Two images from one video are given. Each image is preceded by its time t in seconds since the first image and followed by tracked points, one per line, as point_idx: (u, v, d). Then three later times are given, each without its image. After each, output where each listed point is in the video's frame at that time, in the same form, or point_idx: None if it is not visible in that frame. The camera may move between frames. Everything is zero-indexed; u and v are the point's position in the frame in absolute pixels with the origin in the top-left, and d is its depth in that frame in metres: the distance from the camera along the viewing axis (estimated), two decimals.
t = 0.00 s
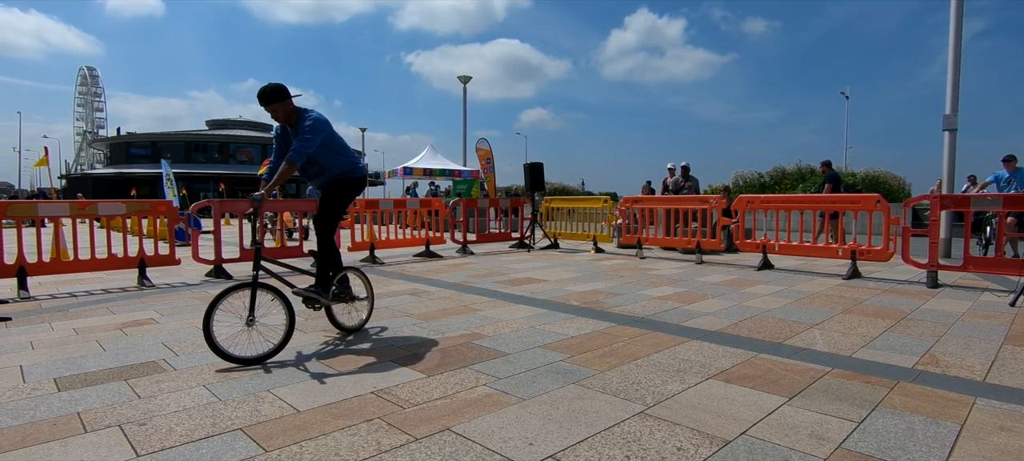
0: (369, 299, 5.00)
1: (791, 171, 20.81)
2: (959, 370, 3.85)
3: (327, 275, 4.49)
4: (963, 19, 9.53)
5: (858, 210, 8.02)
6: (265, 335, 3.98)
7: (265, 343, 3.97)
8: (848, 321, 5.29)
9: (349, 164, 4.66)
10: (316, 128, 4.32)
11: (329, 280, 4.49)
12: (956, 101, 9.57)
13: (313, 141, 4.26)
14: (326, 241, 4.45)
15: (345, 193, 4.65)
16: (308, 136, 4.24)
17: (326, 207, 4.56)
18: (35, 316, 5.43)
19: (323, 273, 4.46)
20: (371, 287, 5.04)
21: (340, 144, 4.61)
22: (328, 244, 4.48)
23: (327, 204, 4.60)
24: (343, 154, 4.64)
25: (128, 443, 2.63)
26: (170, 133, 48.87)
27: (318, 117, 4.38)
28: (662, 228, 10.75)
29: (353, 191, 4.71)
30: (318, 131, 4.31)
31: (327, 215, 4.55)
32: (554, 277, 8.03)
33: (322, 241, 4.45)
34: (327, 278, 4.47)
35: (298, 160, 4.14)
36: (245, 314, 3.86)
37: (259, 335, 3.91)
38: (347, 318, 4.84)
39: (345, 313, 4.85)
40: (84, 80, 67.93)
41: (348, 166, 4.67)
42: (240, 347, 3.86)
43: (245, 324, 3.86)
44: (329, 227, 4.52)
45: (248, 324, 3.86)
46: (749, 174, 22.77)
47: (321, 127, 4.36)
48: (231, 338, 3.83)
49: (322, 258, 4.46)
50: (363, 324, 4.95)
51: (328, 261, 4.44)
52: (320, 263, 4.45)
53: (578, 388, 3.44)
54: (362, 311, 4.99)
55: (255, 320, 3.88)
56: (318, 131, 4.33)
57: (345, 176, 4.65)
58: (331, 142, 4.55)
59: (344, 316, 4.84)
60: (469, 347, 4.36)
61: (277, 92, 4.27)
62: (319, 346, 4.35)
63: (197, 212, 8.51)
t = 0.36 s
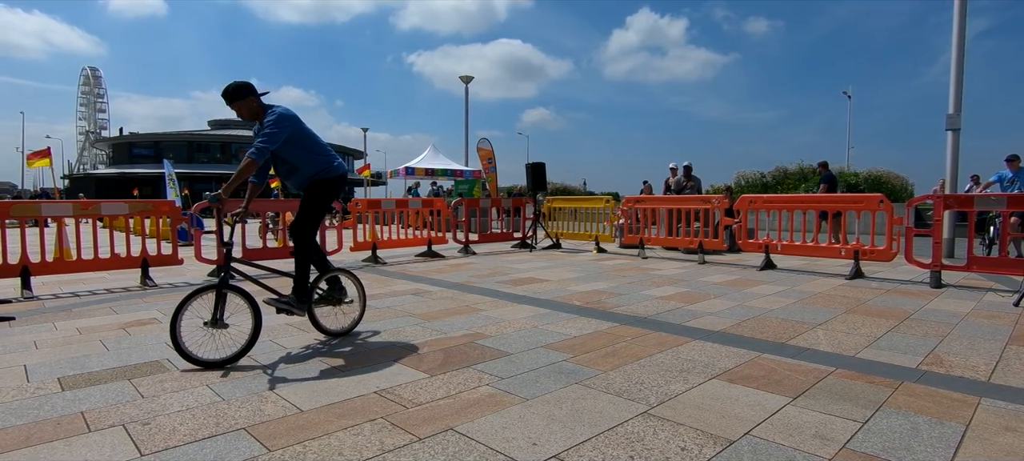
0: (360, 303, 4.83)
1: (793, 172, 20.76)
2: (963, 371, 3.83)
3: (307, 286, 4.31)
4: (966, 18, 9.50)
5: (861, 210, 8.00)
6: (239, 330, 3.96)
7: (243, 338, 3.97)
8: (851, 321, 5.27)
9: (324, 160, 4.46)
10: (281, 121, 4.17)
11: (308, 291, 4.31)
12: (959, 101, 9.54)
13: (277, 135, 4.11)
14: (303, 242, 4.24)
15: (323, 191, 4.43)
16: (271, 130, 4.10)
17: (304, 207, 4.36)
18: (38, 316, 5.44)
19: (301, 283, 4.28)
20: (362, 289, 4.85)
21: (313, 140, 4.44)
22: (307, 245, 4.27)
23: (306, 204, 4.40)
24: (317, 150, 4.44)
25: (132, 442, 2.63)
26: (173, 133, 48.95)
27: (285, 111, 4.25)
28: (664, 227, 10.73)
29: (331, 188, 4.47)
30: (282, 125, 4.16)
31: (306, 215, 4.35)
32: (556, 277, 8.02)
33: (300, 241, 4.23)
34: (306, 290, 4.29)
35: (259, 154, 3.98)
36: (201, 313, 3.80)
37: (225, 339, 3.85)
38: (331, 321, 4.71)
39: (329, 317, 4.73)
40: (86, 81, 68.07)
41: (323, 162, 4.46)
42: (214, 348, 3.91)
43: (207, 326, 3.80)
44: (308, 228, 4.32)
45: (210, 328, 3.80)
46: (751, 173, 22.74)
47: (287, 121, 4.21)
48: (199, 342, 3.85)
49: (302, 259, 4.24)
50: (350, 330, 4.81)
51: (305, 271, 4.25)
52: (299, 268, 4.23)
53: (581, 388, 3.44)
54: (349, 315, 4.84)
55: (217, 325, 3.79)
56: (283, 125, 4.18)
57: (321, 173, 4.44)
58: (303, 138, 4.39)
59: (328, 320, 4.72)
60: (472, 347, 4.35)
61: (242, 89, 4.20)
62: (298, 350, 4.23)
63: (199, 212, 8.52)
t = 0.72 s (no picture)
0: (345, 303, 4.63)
1: (797, 171, 20.69)
2: (970, 372, 3.81)
3: (276, 294, 4.17)
4: (972, 18, 9.46)
5: (866, 210, 7.96)
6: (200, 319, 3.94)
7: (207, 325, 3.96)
8: (857, 322, 5.24)
9: (295, 160, 4.27)
10: (246, 119, 4.03)
11: (277, 300, 4.17)
12: (965, 100, 9.49)
13: (241, 133, 3.95)
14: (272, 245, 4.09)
15: (293, 191, 4.24)
16: (235, 128, 3.96)
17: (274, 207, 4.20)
18: (45, 315, 5.47)
19: (270, 293, 4.14)
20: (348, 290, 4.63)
21: (283, 139, 4.27)
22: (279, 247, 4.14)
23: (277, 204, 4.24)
24: (286, 149, 4.26)
25: (139, 441, 2.64)
26: (177, 134, 49.12)
27: (253, 109, 4.13)
28: (668, 227, 10.71)
29: (302, 188, 4.27)
30: (248, 122, 4.03)
31: (277, 215, 4.18)
32: (560, 277, 8.02)
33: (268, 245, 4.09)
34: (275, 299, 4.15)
35: (223, 152, 3.85)
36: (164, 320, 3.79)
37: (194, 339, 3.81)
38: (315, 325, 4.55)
39: (314, 320, 4.57)
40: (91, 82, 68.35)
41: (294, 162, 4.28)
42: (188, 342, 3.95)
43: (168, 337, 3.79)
44: (280, 231, 4.15)
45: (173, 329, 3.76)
46: (756, 173, 22.69)
47: (253, 119, 4.06)
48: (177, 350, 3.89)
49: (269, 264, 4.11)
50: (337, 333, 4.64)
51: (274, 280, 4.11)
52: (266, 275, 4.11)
53: (586, 388, 3.43)
54: (336, 317, 4.67)
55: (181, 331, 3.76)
56: (248, 123, 4.03)
57: (291, 172, 4.24)
58: (273, 136, 4.22)
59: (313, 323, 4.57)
60: (476, 347, 4.35)
61: (213, 87, 4.13)
62: (291, 351, 4.21)
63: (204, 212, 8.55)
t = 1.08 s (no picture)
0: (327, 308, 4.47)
1: (805, 171, 20.58)
2: (982, 373, 3.77)
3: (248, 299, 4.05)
4: (982, 16, 9.37)
5: (875, 210, 7.90)
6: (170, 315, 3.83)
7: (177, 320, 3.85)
8: (866, 322, 5.20)
9: (264, 162, 4.14)
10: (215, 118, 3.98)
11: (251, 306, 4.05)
12: (976, 99, 9.41)
13: (208, 131, 3.89)
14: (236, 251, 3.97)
15: (260, 191, 4.09)
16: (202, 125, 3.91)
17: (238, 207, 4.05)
18: (56, 314, 5.51)
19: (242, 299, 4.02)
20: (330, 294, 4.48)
21: (254, 141, 4.18)
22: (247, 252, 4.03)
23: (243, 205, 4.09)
24: (256, 150, 4.16)
25: (150, 439, 2.65)
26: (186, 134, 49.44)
27: (226, 110, 4.10)
28: (675, 228, 10.67)
29: (268, 189, 4.11)
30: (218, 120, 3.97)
31: (242, 216, 4.04)
32: (567, 277, 8.01)
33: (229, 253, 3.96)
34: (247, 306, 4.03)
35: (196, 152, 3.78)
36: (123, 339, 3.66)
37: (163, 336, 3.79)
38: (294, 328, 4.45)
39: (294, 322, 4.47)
40: (100, 83, 68.88)
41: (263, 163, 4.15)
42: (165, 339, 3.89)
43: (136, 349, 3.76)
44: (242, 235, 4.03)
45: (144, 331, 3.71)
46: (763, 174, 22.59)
47: (222, 118, 4.01)
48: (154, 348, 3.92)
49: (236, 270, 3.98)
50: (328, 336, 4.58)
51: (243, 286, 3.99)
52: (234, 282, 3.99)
53: (594, 388, 3.43)
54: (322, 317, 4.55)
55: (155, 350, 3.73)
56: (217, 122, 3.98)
57: (259, 172, 4.09)
58: (245, 138, 4.14)
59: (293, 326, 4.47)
60: (483, 346, 4.34)
61: (189, 92, 4.14)
62: (299, 351, 4.22)
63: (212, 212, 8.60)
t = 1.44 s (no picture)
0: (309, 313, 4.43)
1: (818, 171, 20.40)
2: (1001, 375, 3.71)
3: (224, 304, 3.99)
4: (1000, 14, 9.23)
5: (890, 211, 7.81)
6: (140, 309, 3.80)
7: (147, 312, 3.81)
8: (882, 323, 5.14)
9: (231, 166, 4.07)
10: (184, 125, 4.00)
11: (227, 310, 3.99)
12: (993, 97, 9.27)
13: (174, 136, 3.90)
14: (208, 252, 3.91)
15: (224, 194, 4.01)
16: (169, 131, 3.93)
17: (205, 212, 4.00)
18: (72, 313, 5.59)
19: (218, 304, 3.96)
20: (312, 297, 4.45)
21: (224, 147, 4.15)
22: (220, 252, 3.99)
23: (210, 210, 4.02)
24: (224, 155, 4.10)
25: (166, 436, 2.68)
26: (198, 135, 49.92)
27: (199, 117, 4.13)
28: (686, 228, 10.62)
29: (234, 193, 4.02)
30: (186, 125, 3.99)
31: (209, 220, 3.98)
32: (577, 277, 8.00)
33: (198, 255, 3.89)
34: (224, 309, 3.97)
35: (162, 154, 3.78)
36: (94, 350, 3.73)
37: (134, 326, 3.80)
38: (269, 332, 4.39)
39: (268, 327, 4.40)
40: (116, 85, 69.76)
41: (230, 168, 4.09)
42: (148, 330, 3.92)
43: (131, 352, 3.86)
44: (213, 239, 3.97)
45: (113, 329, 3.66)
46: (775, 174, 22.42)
47: (192, 126, 4.03)
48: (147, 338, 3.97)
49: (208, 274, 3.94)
50: (336, 336, 4.59)
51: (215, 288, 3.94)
52: (204, 285, 3.94)
53: (606, 388, 3.42)
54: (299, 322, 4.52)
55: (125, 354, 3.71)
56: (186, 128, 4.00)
57: (223, 175, 4.03)
58: (215, 144, 4.12)
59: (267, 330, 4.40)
60: (495, 346, 4.35)
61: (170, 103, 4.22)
62: (313, 349, 4.25)
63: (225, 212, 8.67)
